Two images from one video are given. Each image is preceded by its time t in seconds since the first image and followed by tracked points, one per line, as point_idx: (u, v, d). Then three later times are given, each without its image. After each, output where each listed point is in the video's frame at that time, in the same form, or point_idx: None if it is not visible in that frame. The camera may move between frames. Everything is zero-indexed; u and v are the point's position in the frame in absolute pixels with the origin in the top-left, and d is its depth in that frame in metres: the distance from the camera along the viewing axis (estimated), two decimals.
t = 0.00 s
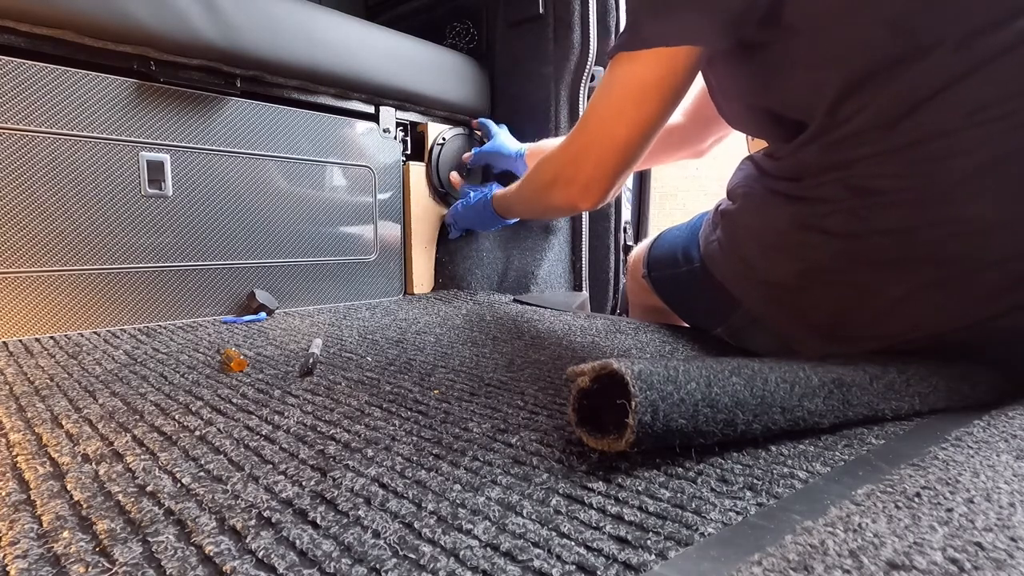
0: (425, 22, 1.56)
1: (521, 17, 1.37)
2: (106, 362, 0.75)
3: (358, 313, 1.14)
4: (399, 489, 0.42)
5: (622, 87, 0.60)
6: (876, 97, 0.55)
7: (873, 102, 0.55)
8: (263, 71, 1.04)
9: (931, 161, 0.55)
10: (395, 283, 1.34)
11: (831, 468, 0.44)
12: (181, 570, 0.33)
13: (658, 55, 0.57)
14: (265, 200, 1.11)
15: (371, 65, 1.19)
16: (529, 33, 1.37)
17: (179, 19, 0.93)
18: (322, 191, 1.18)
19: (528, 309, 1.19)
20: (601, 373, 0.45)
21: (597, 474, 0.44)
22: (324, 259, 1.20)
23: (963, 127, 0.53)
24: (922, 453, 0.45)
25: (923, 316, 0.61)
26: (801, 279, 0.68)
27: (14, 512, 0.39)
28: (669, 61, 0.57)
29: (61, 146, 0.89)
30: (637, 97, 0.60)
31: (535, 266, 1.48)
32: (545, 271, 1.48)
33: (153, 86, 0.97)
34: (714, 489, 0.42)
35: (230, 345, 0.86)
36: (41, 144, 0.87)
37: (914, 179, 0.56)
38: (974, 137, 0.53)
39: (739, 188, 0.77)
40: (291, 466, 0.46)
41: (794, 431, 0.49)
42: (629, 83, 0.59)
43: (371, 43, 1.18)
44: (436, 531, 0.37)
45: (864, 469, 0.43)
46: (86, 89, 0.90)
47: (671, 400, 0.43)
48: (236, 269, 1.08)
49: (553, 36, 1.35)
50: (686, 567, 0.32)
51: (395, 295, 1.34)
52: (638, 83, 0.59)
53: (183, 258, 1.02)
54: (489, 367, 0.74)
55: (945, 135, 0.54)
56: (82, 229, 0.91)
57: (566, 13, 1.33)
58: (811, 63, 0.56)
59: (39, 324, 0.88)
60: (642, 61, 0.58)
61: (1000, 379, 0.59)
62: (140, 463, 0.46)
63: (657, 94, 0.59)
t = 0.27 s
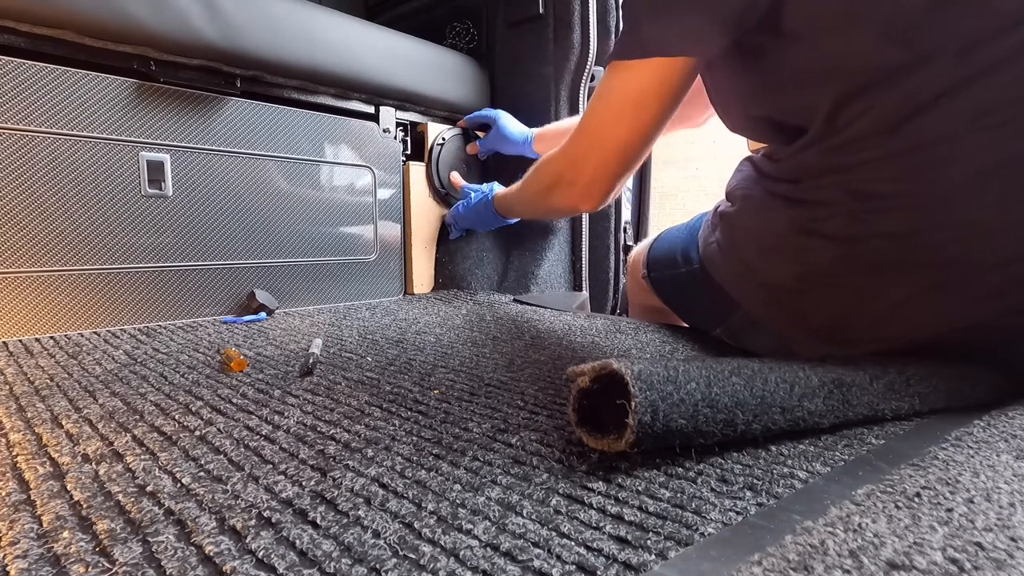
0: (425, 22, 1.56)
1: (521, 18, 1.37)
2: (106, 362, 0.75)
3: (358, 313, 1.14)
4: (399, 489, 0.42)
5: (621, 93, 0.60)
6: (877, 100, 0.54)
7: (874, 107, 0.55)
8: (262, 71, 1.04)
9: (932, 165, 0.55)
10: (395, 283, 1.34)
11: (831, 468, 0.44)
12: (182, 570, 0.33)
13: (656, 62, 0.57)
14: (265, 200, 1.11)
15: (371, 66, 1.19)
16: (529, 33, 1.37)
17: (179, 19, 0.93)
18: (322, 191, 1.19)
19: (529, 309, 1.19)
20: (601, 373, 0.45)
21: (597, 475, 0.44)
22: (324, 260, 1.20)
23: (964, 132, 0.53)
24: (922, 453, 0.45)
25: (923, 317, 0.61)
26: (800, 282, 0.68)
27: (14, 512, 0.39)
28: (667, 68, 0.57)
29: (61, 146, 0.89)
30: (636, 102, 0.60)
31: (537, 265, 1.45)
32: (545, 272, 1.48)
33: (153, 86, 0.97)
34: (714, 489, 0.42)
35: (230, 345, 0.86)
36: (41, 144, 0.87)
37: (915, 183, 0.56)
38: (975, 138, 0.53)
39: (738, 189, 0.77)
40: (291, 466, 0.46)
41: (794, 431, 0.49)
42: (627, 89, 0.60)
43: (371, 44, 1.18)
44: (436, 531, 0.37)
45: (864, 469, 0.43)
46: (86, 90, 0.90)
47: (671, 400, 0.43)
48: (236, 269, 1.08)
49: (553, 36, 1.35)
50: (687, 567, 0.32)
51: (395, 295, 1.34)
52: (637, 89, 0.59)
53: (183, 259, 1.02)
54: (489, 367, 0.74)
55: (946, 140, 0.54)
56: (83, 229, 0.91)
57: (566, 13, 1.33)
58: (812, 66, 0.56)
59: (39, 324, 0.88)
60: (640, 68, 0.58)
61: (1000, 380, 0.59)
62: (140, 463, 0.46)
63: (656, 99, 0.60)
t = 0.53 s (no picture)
0: (425, 22, 1.56)
1: (521, 17, 1.37)
2: (106, 362, 0.75)
3: (358, 313, 1.14)
4: (399, 489, 0.42)
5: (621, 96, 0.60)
6: (880, 103, 0.54)
7: (877, 109, 0.55)
8: (263, 71, 1.04)
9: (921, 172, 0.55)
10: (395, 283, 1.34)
11: (831, 468, 0.44)
12: (181, 570, 0.33)
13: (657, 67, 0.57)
14: (265, 200, 1.11)
15: (372, 66, 1.19)
16: (529, 33, 1.37)
17: (179, 19, 0.93)
18: (322, 191, 1.19)
19: (529, 309, 1.19)
20: (601, 373, 0.45)
21: (597, 474, 0.44)
22: (324, 259, 1.20)
23: (966, 137, 0.53)
24: (922, 453, 0.45)
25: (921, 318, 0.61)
26: (800, 283, 0.68)
27: (14, 512, 0.39)
28: (667, 71, 0.57)
29: (61, 146, 0.89)
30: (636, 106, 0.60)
31: (536, 266, 1.47)
32: (545, 272, 1.48)
33: (153, 86, 0.97)
34: (714, 488, 0.42)
35: (230, 345, 0.86)
36: (41, 144, 0.87)
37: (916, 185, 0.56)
38: (975, 139, 0.53)
39: (739, 189, 0.77)
40: (291, 466, 0.46)
41: (794, 431, 0.49)
42: (627, 92, 0.60)
43: (371, 44, 1.18)
44: (436, 531, 0.37)
45: (864, 469, 0.43)
46: (86, 89, 0.90)
47: (671, 400, 0.43)
48: (236, 269, 1.08)
49: (553, 36, 1.34)
50: (687, 567, 0.32)
51: (395, 295, 1.34)
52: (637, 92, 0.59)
53: (183, 259, 1.02)
54: (489, 367, 0.74)
55: (948, 146, 0.54)
56: (83, 229, 0.91)
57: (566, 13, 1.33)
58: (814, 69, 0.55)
59: (39, 324, 0.88)
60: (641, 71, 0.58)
61: (1000, 380, 0.59)
62: (140, 463, 0.46)
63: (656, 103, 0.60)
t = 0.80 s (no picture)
0: (425, 22, 1.56)
1: (521, 17, 1.37)
2: (106, 362, 0.75)
3: (358, 313, 1.14)
4: (399, 489, 0.42)
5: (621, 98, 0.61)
6: (881, 104, 0.54)
7: (879, 110, 0.54)
8: (263, 71, 1.04)
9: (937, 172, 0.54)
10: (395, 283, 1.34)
11: (831, 468, 0.44)
12: (182, 570, 0.33)
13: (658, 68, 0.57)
14: (265, 200, 1.11)
15: (372, 67, 1.19)
16: (529, 33, 1.37)
17: (179, 19, 0.93)
18: (323, 191, 1.19)
19: (529, 309, 1.19)
20: (601, 373, 0.45)
21: (597, 474, 0.44)
22: (323, 259, 1.20)
23: (967, 137, 0.53)
24: (922, 453, 0.45)
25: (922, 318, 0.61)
26: (801, 283, 0.68)
27: (14, 512, 0.39)
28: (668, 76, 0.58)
29: (61, 146, 0.89)
30: (637, 107, 0.60)
31: (536, 266, 1.47)
32: (546, 272, 1.48)
33: (153, 86, 0.97)
34: (714, 488, 0.42)
35: (230, 345, 0.86)
36: (41, 144, 0.87)
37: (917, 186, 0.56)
38: (976, 139, 0.53)
39: (739, 189, 0.77)
40: (291, 466, 0.46)
41: (794, 431, 0.49)
42: (627, 93, 0.60)
43: (371, 44, 1.18)
44: (436, 531, 0.37)
45: (864, 469, 0.43)
46: (86, 90, 0.90)
47: (671, 400, 0.43)
48: (236, 269, 1.08)
49: (553, 36, 1.34)
50: (686, 567, 0.32)
51: (395, 295, 1.34)
52: (637, 93, 0.60)
53: (183, 259, 1.02)
54: (489, 367, 0.74)
55: (949, 146, 0.54)
56: (82, 229, 0.91)
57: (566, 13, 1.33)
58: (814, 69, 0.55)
59: (39, 324, 0.88)
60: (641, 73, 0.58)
61: (1000, 380, 0.59)
62: (140, 463, 0.46)
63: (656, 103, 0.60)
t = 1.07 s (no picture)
0: (425, 22, 1.56)
1: (521, 17, 1.37)
2: (106, 362, 0.75)
3: (358, 313, 1.14)
4: (399, 489, 0.42)
5: (622, 103, 0.60)
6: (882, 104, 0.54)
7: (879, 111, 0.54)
8: (263, 71, 1.04)
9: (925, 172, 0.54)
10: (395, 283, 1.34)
11: (831, 468, 0.44)
12: (182, 570, 0.33)
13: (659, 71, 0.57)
14: (265, 200, 1.11)
15: (372, 66, 1.19)
16: (529, 33, 1.37)
17: (179, 19, 0.93)
18: (323, 191, 1.19)
19: (528, 309, 1.19)
20: (600, 373, 0.45)
21: (597, 475, 0.44)
22: (323, 259, 1.20)
23: (967, 136, 0.53)
24: (922, 453, 0.45)
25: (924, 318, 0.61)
26: (800, 282, 0.68)
27: (14, 512, 0.39)
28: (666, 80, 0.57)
29: (61, 146, 0.89)
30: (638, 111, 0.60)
31: (536, 266, 1.47)
32: (545, 271, 1.47)
33: (153, 86, 0.97)
34: (714, 488, 0.42)
35: (230, 345, 0.86)
36: (41, 144, 0.87)
37: (916, 186, 0.56)
38: (976, 139, 0.53)
39: (742, 188, 0.76)
40: (291, 466, 0.46)
41: (794, 432, 0.49)
42: (628, 99, 0.60)
43: (371, 44, 1.18)
44: (436, 531, 0.37)
45: (864, 469, 0.43)
46: (86, 89, 0.90)
47: (671, 400, 0.43)
48: (236, 269, 1.08)
49: (553, 36, 1.34)
50: (686, 567, 0.32)
51: (395, 295, 1.34)
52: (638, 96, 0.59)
53: (183, 259, 1.02)
54: (489, 367, 0.74)
55: (949, 145, 0.53)
56: (83, 229, 0.91)
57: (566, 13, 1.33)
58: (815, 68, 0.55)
59: (39, 324, 0.88)
60: (642, 77, 0.58)
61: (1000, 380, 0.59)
62: (140, 463, 0.46)
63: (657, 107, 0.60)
